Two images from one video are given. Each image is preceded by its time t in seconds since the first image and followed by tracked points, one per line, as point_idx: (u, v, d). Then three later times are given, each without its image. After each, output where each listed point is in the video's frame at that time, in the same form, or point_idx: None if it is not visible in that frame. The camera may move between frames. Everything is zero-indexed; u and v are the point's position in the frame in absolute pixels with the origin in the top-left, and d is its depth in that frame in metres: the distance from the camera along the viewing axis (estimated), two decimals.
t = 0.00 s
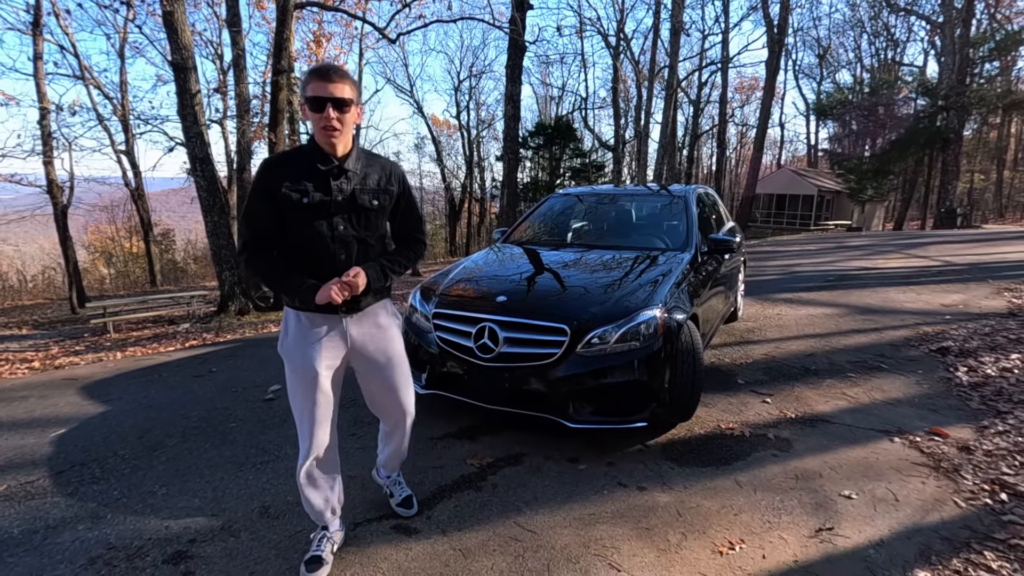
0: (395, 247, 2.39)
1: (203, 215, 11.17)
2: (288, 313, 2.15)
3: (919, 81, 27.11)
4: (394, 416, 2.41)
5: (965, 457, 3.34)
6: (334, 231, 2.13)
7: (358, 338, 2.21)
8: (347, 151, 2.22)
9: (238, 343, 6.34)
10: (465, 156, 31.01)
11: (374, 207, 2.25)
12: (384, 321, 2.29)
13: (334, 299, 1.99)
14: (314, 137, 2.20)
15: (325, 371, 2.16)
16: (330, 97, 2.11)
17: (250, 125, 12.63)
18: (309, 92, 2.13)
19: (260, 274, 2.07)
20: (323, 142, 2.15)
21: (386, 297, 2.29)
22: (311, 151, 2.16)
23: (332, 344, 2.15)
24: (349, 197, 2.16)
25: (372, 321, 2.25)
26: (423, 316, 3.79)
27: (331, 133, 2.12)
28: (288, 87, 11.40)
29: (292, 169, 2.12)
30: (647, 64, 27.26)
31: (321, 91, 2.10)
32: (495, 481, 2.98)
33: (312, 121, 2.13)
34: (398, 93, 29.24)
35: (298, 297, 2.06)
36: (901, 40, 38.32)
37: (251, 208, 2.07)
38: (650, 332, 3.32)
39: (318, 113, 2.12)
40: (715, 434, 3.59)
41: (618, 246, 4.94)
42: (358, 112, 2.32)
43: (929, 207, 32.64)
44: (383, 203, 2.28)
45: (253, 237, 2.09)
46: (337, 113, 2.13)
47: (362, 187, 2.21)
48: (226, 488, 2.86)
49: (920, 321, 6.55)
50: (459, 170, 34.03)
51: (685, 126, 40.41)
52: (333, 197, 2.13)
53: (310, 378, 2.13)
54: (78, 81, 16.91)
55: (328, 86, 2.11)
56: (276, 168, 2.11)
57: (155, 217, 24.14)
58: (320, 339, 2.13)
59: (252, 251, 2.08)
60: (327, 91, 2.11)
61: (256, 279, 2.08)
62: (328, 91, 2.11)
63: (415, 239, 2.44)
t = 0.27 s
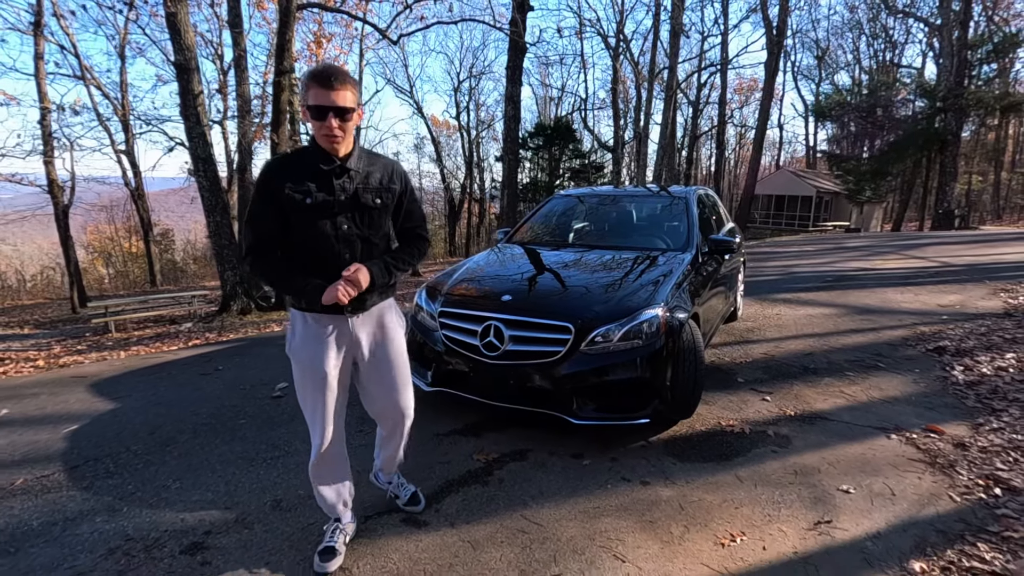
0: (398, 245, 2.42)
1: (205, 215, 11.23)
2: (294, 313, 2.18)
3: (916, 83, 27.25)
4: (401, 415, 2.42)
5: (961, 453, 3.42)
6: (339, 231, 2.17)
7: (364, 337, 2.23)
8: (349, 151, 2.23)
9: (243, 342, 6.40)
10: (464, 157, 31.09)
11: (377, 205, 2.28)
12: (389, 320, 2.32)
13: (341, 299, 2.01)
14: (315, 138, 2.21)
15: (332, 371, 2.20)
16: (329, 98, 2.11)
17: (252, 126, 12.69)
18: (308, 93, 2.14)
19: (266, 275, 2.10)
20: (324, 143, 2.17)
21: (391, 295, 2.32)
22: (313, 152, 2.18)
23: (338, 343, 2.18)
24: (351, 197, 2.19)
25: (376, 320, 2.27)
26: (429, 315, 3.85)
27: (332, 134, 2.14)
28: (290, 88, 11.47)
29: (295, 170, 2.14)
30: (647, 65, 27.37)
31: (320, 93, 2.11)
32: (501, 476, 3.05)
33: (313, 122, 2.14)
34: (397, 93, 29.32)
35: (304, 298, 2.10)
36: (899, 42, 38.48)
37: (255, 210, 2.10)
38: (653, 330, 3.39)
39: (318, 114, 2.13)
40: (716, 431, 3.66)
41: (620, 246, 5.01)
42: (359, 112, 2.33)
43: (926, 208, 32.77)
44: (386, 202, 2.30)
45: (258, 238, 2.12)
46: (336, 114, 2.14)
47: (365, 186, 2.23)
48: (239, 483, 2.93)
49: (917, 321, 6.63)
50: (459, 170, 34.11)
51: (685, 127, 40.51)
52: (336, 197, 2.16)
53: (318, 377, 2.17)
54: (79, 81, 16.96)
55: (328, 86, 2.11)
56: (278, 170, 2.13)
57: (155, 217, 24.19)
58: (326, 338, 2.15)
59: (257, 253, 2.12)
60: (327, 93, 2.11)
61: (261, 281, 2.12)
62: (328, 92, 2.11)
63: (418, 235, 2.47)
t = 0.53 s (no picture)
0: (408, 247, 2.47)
1: (208, 216, 11.29)
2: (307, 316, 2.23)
3: (915, 85, 27.38)
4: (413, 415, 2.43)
5: (955, 450, 3.49)
6: (349, 234, 2.23)
7: (375, 336, 2.27)
8: (359, 156, 2.30)
9: (247, 342, 6.47)
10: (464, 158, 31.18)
11: (387, 208, 2.34)
12: (401, 319, 2.36)
13: (353, 302, 2.07)
14: (326, 144, 2.29)
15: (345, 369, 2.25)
16: (340, 104, 2.19)
17: (254, 127, 12.77)
18: (319, 101, 2.22)
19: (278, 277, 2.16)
20: (336, 148, 2.24)
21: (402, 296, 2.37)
22: (324, 157, 2.25)
23: (351, 343, 2.23)
24: (362, 200, 2.25)
25: (387, 320, 2.31)
26: (434, 314, 3.92)
27: (343, 139, 2.21)
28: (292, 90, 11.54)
29: (306, 175, 2.21)
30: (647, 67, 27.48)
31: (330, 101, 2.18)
32: (506, 471, 3.12)
33: (324, 128, 2.21)
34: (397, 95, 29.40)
35: (317, 300, 2.15)
36: (898, 44, 38.63)
37: (268, 213, 2.17)
38: (654, 329, 3.46)
39: (329, 120, 2.20)
40: (716, 428, 3.73)
41: (621, 247, 5.08)
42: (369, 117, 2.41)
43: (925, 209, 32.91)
44: (395, 204, 2.36)
45: (271, 242, 2.18)
46: (347, 120, 2.22)
47: (374, 189, 2.30)
48: (250, 478, 2.99)
49: (914, 322, 6.71)
50: (459, 171, 34.19)
51: (684, 129, 40.61)
52: (346, 201, 2.23)
53: (330, 375, 2.23)
54: (81, 82, 17.02)
55: (338, 93, 2.19)
56: (290, 176, 2.21)
57: (156, 217, 24.23)
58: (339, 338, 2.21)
59: (270, 257, 2.17)
60: (337, 99, 2.19)
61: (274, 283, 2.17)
62: (338, 99, 2.19)
63: (428, 238, 2.52)
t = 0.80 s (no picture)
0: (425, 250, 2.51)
1: (209, 216, 11.35)
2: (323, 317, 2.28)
3: (914, 87, 27.46)
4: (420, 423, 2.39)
5: (949, 448, 3.54)
6: (367, 237, 2.27)
7: (386, 339, 2.29)
8: (377, 160, 2.34)
9: (250, 341, 6.52)
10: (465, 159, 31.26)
11: (404, 212, 2.38)
12: (413, 323, 2.36)
13: (372, 305, 2.11)
14: (346, 147, 2.34)
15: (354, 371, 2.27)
16: (360, 110, 2.23)
17: (255, 128, 12.83)
18: (338, 105, 2.26)
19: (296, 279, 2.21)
20: (354, 152, 2.29)
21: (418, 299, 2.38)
22: (342, 161, 2.30)
23: (361, 345, 2.26)
24: (379, 204, 2.29)
25: (399, 323, 2.32)
26: (436, 314, 3.96)
27: (361, 143, 2.26)
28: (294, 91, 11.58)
29: (326, 179, 2.26)
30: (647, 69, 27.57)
31: (349, 105, 2.23)
32: (507, 468, 3.17)
33: (344, 132, 2.26)
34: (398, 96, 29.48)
35: (334, 302, 2.20)
36: (898, 46, 38.71)
37: (288, 217, 2.23)
38: (653, 328, 3.51)
39: (349, 125, 2.24)
40: (714, 426, 3.78)
41: (621, 248, 5.13)
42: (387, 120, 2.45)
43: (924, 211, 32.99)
44: (412, 208, 2.40)
45: (290, 245, 2.25)
46: (366, 125, 2.26)
47: (391, 193, 2.33)
48: (255, 474, 3.04)
49: (912, 323, 6.76)
50: (459, 172, 34.26)
51: (684, 130, 40.65)
52: (365, 204, 2.27)
53: (339, 375, 2.26)
54: (82, 83, 17.07)
55: (357, 99, 2.23)
56: (310, 179, 2.27)
57: (157, 217, 24.30)
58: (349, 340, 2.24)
59: (290, 259, 2.24)
60: (356, 104, 2.23)
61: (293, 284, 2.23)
62: (357, 104, 2.23)
63: (444, 241, 2.55)
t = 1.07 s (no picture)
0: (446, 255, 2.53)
1: (212, 216, 11.42)
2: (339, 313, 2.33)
3: (917, 88, 27.43)
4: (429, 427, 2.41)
5: (943, 448, 3.58)
6: (389, 237, 2.30)
7: (398, 343, 2.31)
8: (410, 163, 2.37)
9: (252, 340, 6.57)
10: (466, 160, 31.32)
11: (429, 216, 2.40)
12: (428, 329, 2.37)
13: (383, 305, 2.11)
14: (381, 145, 2.38)
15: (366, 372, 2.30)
16: (399, 111, 2.27)
17: (257, 128, 12.90)
18: (378, 104, 2.31)
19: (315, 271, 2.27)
20: (388, 153, 2.33)
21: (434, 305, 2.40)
22: (376, 160, 2.34)
23: (374, 347, 2.28)
24: (405, 206, 2.33)
25: (414, 326, 2.34)
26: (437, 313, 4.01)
27: (397, 145, 2.30)
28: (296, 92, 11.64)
29: (357, 176, 2.31)
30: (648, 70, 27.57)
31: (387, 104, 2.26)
32: (505, 466, 3.22)
33: (380, 131, 2.30)
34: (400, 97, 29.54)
35: (348, 298, 2.24)
36: (900, 47, 38.70)
37: (315, 209, 2.29)
38: (650, 329, 3.56)
39: (387, 125, 2.28)
40: (711, 426, 3.82)
41: (620, 249, 5.18)
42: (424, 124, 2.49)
43: (926, 212, 32.95)
44: (438, 213, 2.42)
45: (314, 236, 2.30)
46: (403, 127, 2.29)
47: (418, 196, 2.36)
48: (258, 471, 3.09)
49: (910, 324, 6.79)
50: (461, 173, 34.32)
51: (686, 130, 40.63)
52: (391, 204, 2.31)
53: (350, 377, 2.29)
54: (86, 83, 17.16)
55: (396, 100, 2.27)
56: (342, 175, 2.32)
57: (159, 217, 24.38)
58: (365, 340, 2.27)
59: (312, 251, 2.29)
60: (393, 105, 2.27)
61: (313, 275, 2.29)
62: (397, 105, 2.27)
63: (465, 248, 2.57)
